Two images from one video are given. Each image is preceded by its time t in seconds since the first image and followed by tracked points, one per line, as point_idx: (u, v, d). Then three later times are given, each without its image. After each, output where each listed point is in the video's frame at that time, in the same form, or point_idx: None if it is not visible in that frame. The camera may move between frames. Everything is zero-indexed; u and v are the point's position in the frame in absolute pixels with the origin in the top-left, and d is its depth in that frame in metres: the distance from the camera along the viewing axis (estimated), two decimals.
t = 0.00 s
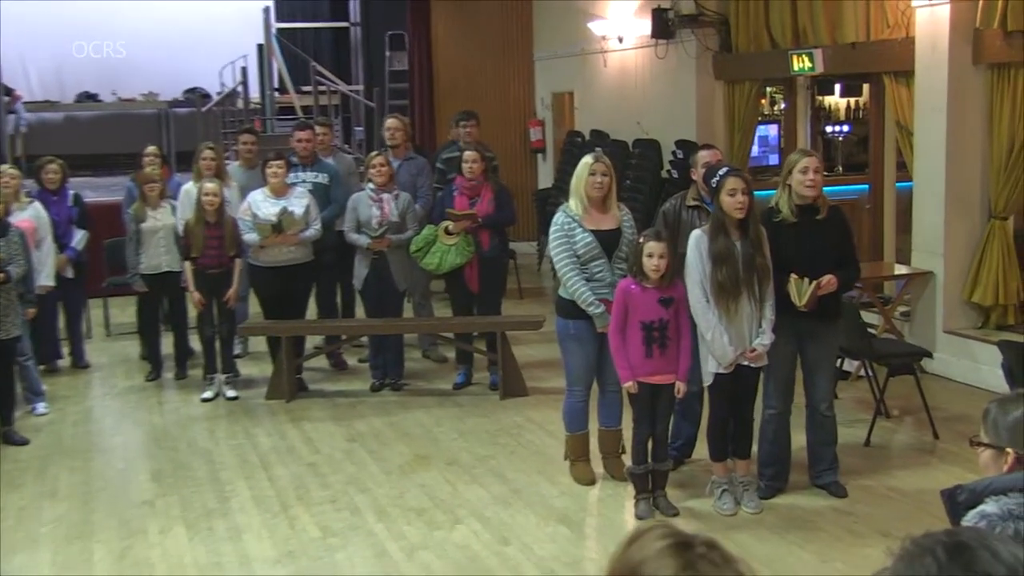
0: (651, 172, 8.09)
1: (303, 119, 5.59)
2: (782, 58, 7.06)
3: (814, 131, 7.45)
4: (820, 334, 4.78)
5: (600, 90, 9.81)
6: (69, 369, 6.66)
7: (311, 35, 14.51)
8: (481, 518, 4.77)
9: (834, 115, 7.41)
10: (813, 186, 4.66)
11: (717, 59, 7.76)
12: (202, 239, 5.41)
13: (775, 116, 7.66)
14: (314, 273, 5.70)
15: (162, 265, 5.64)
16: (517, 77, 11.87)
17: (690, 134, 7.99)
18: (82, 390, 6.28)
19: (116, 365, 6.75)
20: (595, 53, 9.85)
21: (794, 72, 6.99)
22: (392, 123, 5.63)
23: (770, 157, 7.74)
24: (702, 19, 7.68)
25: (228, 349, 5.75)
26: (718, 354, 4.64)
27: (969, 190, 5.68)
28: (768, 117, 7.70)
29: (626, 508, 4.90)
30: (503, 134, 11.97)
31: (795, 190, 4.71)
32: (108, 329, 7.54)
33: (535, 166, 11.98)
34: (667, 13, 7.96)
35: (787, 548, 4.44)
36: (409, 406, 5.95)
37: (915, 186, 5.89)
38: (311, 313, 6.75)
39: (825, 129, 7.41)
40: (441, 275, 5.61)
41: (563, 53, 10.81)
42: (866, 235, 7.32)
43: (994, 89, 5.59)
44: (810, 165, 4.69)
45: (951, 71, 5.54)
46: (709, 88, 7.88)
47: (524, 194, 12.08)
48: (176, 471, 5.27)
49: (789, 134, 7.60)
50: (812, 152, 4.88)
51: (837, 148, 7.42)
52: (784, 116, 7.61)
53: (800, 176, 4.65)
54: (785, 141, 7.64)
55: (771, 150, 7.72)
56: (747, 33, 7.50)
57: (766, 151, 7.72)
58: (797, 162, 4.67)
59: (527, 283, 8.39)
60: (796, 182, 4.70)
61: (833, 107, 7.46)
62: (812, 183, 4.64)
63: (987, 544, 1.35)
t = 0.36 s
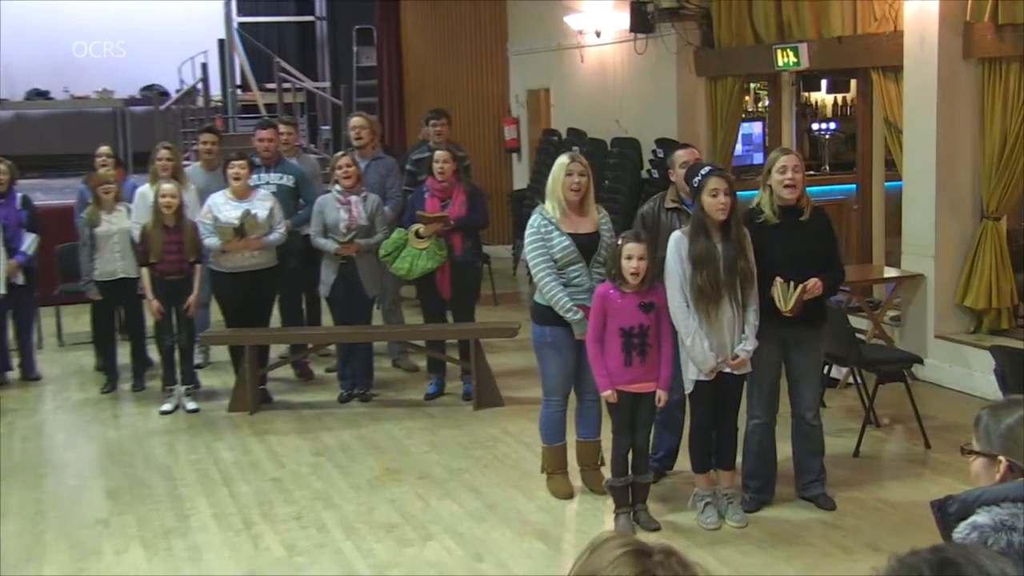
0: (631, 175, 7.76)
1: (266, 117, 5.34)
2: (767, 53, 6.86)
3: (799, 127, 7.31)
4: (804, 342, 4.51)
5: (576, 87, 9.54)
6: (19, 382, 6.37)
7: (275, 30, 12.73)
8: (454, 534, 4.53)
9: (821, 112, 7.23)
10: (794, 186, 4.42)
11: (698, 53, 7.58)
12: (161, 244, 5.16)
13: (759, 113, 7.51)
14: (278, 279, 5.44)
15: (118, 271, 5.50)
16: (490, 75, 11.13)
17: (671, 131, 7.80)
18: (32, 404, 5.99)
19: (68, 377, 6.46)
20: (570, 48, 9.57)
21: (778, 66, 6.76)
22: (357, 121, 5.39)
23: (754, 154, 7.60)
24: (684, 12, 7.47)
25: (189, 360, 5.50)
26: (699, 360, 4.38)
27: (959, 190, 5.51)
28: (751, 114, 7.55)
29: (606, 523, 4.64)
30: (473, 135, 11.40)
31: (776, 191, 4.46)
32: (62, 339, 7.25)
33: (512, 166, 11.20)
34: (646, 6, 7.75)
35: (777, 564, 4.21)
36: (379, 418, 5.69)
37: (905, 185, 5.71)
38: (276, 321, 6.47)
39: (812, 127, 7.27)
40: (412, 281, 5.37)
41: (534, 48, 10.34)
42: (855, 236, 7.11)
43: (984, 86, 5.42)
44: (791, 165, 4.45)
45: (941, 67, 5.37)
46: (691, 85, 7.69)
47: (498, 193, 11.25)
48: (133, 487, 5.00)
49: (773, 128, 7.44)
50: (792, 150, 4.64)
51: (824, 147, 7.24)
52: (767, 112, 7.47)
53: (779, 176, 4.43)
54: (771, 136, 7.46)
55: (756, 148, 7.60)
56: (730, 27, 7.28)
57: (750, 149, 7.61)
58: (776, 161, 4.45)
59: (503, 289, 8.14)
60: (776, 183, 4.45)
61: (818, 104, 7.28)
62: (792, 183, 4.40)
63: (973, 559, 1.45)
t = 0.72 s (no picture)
0: (620, 176, 7.52)
1: (237, 116, 5.10)
2: (761, 49, 6.66)
3: (795, 125, 7.15)
4: (803, 349, 4.29)
5: (561, 84, 9.29)
6: None
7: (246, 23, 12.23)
8: (435, 552, 4.29)
9: (817, 109, 7.10)
10: (787, 187, 4.17)
11: (689, 49, 7.38)
12: (127, 250, 4.92)
13: (753, 111, 7.36)
14: (250, 286, 5.19)
15: (82, 278, 5.26)
16: (469, 73, 10.91)
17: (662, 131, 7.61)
18: None
19: (28, 390, 6.19)
20: (555, 43, 9.31)
21: (771, 61, 6.55)
22: (327, 121, 5.16)
23: (746, 153, 7.42)
24: (674, 6, 7.26)
25: (157, 371, 5.26)
26: (689, 368, 4.13)
27: (961, 191, 5.31)
28: (744, 111, 7.39)
29: (594, 539, 4.39)
30: (455, 133, 11.06)
31: (769, 192, 4.21)
32: (21, 350, 6.98)
33: (494, 165, 11.02)
34: None
35: None
36: (357, 431, 5.45)
37: (904, 186, 5.52)
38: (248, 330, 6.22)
39: (807, 125, 7.12)
40: (392, 289, 5.14)
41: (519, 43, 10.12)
42: (852, 237, 6.86)
43: (986, 83, 5.23)
44: (784, 164, 4.21)
45: (941, 65, 5.17)
46: (682, 82, 7.51)
47: (480, 195, 11.08)
48: (97, 505, 4.74)
49: (767, 125, 7.24)
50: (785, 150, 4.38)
51: (820, 145, 7.10)
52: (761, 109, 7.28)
53: (772, 175, 4.18)
54: (765, 134, 7.28)
55: (749, 147, 7.42)
56: (722, 22, 7.07)
57: (743, 149, 7.42)
58: (768, 160, 4.21)
59: (485, 295, 7.91)
60: (768, 182, 4.19)
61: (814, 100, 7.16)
62: (786, 183, 4.15)
63: None
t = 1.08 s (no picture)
0: (602, 174, 7.31)
1: (200, 111, 4.86)
2: (749, 43, 6.49)
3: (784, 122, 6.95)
4: (796, 354, 4.10)
5: (541, 80, 9.04)
6: None
7: (209, 14, 11.92)
8: (408, 568, 4.06)
9: (807, 107, 6.89)
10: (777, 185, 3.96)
11: (675, 43, 7.18)
12: (84, 251, 4.67)
13: (741, 108, 7.17)
14: (215, 289, 4.95)
15: (34, 281, 5.15)
16: (446, 67, 10.45)
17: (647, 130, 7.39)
18: None
19: None
20: (535, 37, 9.06)
21: (760, 57, 6.39)
22: (290, 117, 4.88)
23: (735, 152, 7.24)
24: None
25: (116, 377, 5.01)
26: (675, 376, 3.88)
27: (955, 191, 5.16)
28: (731, 108, 7.19)
29: (574, 554, 4.16)
30: (433, 128, 10.55)
31: (758, 191, 4.01)
32: None
33: (472, 163, 10.60)
34: None
35: None
36: (326, 440, 5.22)
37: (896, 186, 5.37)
38: (213, 335, 5.96)
39: (797, 122, 6.91)
40: (364, 293, 4.92)
41: (495, 35, 9.76)
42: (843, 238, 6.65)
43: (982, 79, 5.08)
44: (773, 162, 4.02)
45: (935, 60, 5.03)
46: (667, 78, 7.31)
47: (459, 194, 10.59)
48: (49, 519, 4.48)
49: (756, 121, 7.07)
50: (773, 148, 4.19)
51: (811, 143, 6.89)
52: (749, 105, 7.09)
53: (760, 175, 3.99)
54: (752, 128, 7.10)
55: (736, 145, 7.24)
56: (709, 16, 6.91)
57: (731, 147, 7.24)
58: (755, 158, 4.02)
59: (461, 299, 7.69)
60: (758, 182, 4.01)
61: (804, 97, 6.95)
62: (776, 181, 3.96)
63: None
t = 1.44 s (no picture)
0: (576, 167, 7.10)
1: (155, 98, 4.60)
2: (730, 30, 6.32)
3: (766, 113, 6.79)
4: (784, 354, 3.90)
5: (512, 67, 8.76)
6: None
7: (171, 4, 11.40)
8: None
9: (791, 97, 6.68)
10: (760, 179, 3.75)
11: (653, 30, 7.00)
12: (32, 246, 4.46)
13: (721, 98, 6.98)
14: (171, 286, 4.75)
15: None
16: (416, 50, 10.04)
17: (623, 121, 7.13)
18: None
19: None
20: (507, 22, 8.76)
21: (743, 45, 6.24)
22: (242, 106, 4.60)
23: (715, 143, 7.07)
24: None
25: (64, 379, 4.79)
26: (651, 378, 3.68)
27: (942, 184, 5.00)
28: (712, 98, 7.03)
29: (546, 563, 3.96)
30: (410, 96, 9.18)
31: (742, 185, 3.80)
32: None
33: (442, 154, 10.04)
34: None
35: None
36: (288, 445, 5.00)
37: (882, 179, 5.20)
38: (169, 335, 5.72)
39: (781, 114, 6.73)
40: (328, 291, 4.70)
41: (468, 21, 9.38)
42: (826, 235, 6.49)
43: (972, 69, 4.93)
44: (755, 154, 3.81)
45: (923, 48, 4.87)
46: (645, 64, 7.15)
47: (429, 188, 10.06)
48: None
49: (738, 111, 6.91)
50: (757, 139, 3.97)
51: (793, 136, 6.70)
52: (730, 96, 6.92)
53: (742, 167, 3.78)
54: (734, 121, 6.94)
55: (717, 136, 7.08)
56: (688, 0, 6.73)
57: (711, 138, 7.10)
58: (735, 151, 3.82)
59: (430, 297, 7.47)
60: (740, 175, 3.78)
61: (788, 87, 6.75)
62: (759, 173, 3.75)
63: None
